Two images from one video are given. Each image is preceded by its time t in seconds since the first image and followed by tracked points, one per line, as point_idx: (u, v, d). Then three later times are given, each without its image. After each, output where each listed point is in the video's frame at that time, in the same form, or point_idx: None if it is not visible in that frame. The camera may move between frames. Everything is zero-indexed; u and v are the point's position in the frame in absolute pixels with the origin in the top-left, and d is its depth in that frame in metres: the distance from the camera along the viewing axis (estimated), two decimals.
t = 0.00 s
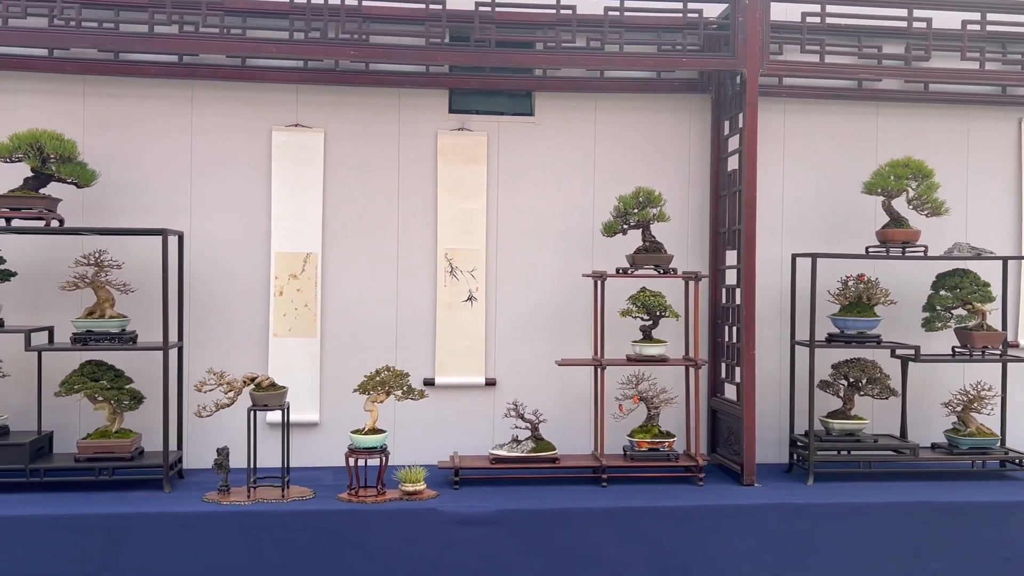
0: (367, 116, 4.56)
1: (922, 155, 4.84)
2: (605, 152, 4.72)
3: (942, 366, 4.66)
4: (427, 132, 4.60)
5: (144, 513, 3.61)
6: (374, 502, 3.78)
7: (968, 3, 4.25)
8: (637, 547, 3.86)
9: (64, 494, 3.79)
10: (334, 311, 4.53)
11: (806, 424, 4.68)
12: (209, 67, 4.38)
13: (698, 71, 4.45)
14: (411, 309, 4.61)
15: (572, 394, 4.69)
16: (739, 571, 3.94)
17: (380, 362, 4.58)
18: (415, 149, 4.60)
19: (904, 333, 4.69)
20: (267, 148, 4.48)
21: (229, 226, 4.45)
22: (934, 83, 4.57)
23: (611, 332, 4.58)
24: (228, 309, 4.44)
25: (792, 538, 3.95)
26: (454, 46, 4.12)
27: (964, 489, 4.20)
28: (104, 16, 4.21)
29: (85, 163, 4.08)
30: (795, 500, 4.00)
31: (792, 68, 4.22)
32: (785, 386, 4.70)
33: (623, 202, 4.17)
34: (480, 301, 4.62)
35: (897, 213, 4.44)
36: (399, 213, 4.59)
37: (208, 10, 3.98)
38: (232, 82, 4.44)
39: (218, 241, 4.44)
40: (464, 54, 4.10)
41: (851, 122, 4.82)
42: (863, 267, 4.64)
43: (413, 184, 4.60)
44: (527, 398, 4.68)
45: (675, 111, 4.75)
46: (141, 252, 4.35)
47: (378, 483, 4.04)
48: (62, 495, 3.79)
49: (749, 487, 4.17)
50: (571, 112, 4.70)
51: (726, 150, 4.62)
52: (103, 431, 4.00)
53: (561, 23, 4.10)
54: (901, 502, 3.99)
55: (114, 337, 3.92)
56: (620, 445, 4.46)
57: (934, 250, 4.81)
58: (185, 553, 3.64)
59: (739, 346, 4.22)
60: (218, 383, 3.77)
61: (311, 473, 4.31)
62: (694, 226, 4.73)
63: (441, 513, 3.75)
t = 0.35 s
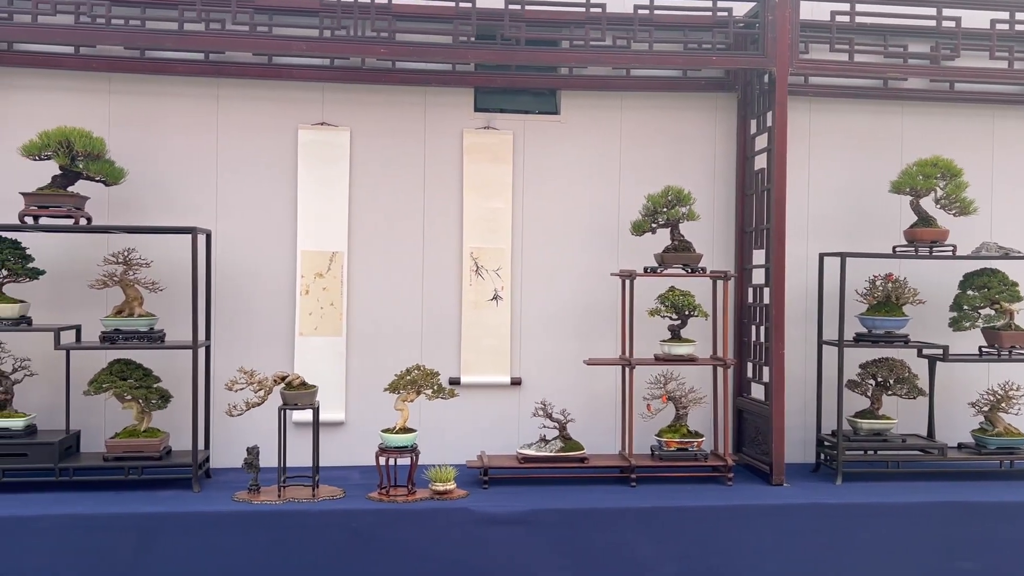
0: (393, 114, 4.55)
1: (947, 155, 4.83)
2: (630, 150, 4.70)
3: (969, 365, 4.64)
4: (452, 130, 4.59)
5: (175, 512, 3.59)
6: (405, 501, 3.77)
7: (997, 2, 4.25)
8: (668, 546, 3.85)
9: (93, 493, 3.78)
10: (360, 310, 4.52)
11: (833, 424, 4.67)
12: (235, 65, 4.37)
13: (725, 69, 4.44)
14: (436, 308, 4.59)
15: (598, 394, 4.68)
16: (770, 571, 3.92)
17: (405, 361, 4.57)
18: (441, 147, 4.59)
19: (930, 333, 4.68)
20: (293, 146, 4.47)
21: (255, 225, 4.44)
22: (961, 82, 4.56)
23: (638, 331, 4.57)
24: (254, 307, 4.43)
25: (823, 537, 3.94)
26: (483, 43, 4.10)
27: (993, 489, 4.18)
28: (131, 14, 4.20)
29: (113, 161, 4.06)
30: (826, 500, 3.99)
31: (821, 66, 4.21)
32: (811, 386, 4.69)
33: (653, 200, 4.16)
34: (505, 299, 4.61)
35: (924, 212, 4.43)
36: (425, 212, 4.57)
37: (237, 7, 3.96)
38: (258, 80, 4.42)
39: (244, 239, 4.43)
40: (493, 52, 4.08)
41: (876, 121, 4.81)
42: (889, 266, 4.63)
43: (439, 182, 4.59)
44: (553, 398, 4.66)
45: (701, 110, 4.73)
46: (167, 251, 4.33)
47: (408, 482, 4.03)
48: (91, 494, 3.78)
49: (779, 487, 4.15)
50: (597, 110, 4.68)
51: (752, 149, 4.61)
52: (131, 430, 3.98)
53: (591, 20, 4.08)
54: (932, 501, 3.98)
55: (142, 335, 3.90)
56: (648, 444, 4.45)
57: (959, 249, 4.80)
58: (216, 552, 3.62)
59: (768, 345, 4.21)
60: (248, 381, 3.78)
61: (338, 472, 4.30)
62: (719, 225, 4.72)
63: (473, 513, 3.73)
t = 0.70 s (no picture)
0: (416, 116, 4.54)
1: (968, 158, 4.83)
2: (653, 153, 4.69)
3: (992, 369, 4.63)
4: (475, 132, 4.59)
5: (203, 515, 3.59)
6: (432, 505, 3.77)
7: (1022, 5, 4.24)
8: (694, 550, 3.85)
9: (119, 496, 3.77)
10: (382, 313, 4.52)
11: (856, 428, 4.66)
12: (258, 67, 4.36)
13: (748, 72, 4.43)
14: (459, 310, 4.59)
15: (620, 397, 4.67)
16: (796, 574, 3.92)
17: (427, 364, 4.56)
18: (463, 150, 4.58)
19: (952, 336, 4.67)
20: (315, 148, 4.46)
21: (278, 227, 4.43)
22: (983, 85, 4.56)
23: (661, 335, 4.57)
24: (277, 310, 4.42)
25: (849, 541, 3.94)
26: (509, 46, 4.09)
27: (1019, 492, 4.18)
28: (156, 16, 4.19)
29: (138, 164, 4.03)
30: (852, 504, 3.98)
31: (846, 70, 4.21)
32: (833, 389, 4.69)
33: (678, 203, 4.16)
34: (527, 302, 4.59)
35: (948, 215, 4.42)
36: (447, 215, 4.57)
37: (264, 10, 3.96)
38: (280, 82, 4.41)
39: (267, 242, 4.42)
40: (518, 54, 4.07)
41: (898, 123, 4.80)
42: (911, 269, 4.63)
43: (461, 185, 4.58)
44: (575, 401, 4.66)
45: (724, 113, 4.72)
46: (191, 254, 4.33)
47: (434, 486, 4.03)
48: (118, 497, 3.77)
49: (804, 490, 4.15)
50: (619, 113, 4.67)
51: (774, 152, 4.61)
52: (157, 433, 3.97)
53: (617, 23, 4.08)
54: (958, 505, 3.98)
55: (168, 338, 3.88)
56: (672, 448, 4.45)
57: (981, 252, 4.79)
58: (243, 556, 3.61)
59: (794, 349, 4.20)
60: (276, 386, 3.75)
61: (362, 476, 4.29)
62: (741, 228, 4.72)
63: (500, 516, 3.73)
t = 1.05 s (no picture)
0: (440, 120, 4.55)
1: (989, 161, 4.84)
2: (676, 156, 4.69)
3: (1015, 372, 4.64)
4: (499, 136, 4.59)
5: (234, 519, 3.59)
6: (461, 509, 3.77)
7: None
8: (723, 553, 3.86)
9: (149, 500, 3.78)
10: (406, 316, 4.53)
11: (879, 430, 4.67)
12: (283, 71, 4.36)
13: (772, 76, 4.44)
14: (482, 314, 4.59)
15: (644, 400, 4.66)
16: None
17: (451, 367, 4.57)
18: (487, 153, 4.58)
19: (974, 339, 4.68)
20: (340, 152, 4.47)
21: (303, 231, 4.44)
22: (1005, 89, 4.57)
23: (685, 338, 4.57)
24: (302, 313, 4.43)
25: (876, 544, 3.95)
26: (536, 50, 4.10)
27: None
28: (182, 20, 4.20)
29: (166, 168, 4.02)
30: (879, 507, 3.99)
31: (872, 74, 4.21)
32: (856, 392, 4.70)
33: (703, 207, 4.16)
34: (551, 305, 4.59)
35: (972, 219, 4.43)
36: (471, 218, 4.58)
37: (292, 14, 3.96)
38: (305, 85, 4.42)
39: (292, 245, 4.43)
40: (545, 58, 4.08)
41: (919, 127, 4.81)
42: (934, 273, 4.64)
43: (485, 189, 4.59)
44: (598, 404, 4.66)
45: (746, 117, 4.73)
46: (216, 258, 4.33)
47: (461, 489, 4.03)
48: (147, 501, 3.78)
49: (829, 494, 4.16)
50: (642, 116, 4.68)
51: (798, 155, 4.63)
52: (184, 437, 3.98)
53: (644, 28, 4.09)
54: (985, 508, 3.99)
55: (196, 342, 3.88)
56: (696, 451, 4.46)
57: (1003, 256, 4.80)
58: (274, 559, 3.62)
59: (819, 352, 4.21)
60: (305, 390, 3.77)
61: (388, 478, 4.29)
62: (763, 231, 4.73)
63: (530, 520, 3.74)
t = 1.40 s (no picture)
0: (464, 120, 4.57)
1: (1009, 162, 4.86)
2: (698, 157, 4.71)
3: None
4: (522, 137, 4.61)
5: (265, 518, 3.61)
6: (490, 507, 3.80)
7: None
8: (749, 552, 3.89)
9: (180, 499, 3.80)
10: (430, 316, 4.55)
11: (900, 429, 4.70)
12: (309, 72, 4.39)
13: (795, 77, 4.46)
14: (505, 314, 4.61)
15: (666, 399, 4.68)
16: None
17: (474, 366, 4.59)
18: (511, 154, 4.61)
19: (994, 339, 4.71)
20: (365, 153, 4.49)
21: (329, 231, 4.47)
22: None
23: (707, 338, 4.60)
24: (328, 313, 4.47)
25: (901, 543, 3.98)
26: (562, 51, 4.12)
27: None
28: (210, 21, 4.22)
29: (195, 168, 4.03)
30: (903, 506, 4.02)
31: (896, 75, 4.24)
32: (877, 391, 4.72)
33: (729, 207, 4.19)
34: (574, 305, 4.61)
35: (994, 219, 4.44)
36: (494, 218, 4.60)
37: (321, 16, 3.98)
38: (331, 86, 4.44)
39: (317, 246, 4.46)
40: (571, 59, 4.10)
41: (940, 127, 4.82)
42: (955, 273, 4.66)
43: (509, 189, 4.61)
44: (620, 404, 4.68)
45: (768, 117, 4.76)
46: (243, 258, 4.36)
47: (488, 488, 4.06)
48: (178, 500, 3.80)
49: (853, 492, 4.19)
50: (664, 117, 4.70)
51: (820, 156, 4.65)
52: (214, 436, 4.00)
53: (670, 29, 4.11)
54: (1009, 508, 4.01)
55: (225, 341, 3.90)
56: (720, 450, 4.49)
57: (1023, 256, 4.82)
58: (305, 558, 3.64)
59: (843, 352, 4.24)
60: (334, 390, 3.80)
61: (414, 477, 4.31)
62: (785, 232, 4.75)
63: (559, 519, 3.76)
